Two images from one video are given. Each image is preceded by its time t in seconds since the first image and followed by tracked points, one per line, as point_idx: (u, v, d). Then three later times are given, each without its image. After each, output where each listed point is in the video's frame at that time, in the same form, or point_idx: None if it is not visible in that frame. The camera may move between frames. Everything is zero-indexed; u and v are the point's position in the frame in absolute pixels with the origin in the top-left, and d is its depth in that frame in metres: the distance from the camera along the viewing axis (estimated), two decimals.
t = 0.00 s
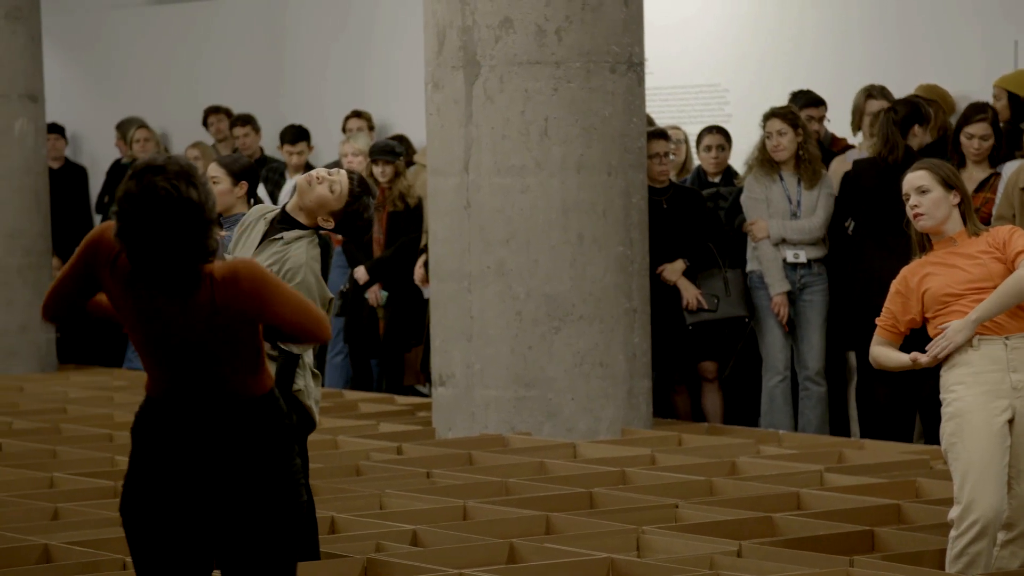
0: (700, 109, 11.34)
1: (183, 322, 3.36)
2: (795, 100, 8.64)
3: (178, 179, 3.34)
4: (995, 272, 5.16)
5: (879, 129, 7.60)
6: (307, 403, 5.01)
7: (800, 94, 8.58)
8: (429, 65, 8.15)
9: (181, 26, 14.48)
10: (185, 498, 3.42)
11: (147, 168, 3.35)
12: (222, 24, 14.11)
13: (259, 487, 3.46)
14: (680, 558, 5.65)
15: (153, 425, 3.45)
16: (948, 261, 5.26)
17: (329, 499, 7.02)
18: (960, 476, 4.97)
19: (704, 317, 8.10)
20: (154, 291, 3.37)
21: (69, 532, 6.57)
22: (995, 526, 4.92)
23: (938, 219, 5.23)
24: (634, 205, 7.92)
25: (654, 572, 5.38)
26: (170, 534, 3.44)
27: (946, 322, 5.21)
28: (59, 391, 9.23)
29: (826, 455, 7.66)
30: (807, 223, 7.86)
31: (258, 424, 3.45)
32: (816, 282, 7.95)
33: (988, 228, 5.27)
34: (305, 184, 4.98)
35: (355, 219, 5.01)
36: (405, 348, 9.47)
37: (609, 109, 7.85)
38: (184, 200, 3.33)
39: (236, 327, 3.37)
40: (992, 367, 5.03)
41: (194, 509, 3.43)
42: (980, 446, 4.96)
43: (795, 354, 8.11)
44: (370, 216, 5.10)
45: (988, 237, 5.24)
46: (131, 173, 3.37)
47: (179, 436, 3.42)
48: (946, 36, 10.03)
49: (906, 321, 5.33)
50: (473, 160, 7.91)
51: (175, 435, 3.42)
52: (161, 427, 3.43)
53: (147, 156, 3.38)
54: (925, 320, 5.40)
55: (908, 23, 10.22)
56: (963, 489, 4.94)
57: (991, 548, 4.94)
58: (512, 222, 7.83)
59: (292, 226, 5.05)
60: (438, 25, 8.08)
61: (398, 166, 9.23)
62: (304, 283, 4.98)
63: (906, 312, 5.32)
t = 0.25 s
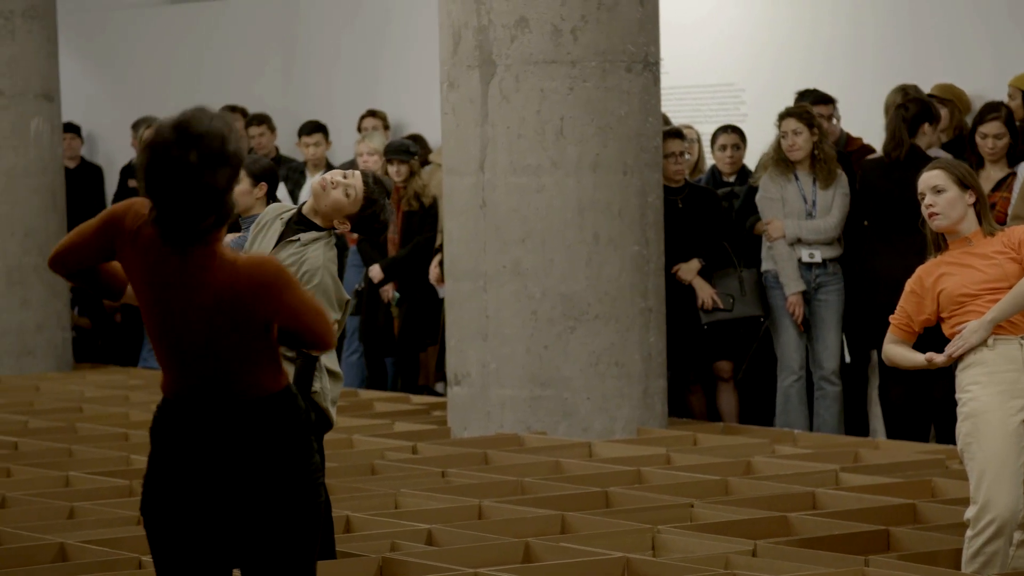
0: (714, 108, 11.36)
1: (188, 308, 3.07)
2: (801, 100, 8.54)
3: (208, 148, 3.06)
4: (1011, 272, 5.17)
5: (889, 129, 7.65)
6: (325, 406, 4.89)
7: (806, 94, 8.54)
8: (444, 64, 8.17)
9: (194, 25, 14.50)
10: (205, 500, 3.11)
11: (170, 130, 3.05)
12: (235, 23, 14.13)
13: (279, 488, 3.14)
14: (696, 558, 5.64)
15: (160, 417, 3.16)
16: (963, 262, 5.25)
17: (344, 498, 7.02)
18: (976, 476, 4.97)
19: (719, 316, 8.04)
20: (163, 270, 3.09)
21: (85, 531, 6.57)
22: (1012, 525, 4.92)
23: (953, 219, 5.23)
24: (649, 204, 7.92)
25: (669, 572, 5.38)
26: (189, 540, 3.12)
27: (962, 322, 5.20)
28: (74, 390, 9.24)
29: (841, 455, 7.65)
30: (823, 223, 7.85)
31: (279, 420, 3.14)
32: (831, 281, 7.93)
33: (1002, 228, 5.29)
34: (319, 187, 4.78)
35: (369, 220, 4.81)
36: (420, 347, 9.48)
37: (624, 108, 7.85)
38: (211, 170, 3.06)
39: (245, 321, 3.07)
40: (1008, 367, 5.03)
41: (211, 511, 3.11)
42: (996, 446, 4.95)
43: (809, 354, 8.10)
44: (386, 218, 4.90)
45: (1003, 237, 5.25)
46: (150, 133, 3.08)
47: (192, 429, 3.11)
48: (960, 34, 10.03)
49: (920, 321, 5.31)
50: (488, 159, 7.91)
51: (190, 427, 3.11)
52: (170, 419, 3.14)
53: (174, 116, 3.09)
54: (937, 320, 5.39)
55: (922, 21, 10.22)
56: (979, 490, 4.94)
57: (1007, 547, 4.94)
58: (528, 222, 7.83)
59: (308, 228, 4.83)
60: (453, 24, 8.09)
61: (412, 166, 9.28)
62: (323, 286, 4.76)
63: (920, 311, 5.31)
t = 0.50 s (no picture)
0: (731, 105, 11.34)
1: (221, 238, 3.10)
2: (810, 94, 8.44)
3: (235, 80, 3.09)
4: None
5: (907, 125, 7.63)
6: (339, 406, 4.91)
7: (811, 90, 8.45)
8: (459, 62, 8.16)
9: (209, 23, 14.50)
10: (205, 489, 3.10)
11: (197, 63, 3.10)
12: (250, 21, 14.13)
13: (282, 484, 3.11)
14: (711, 556, 5.63)
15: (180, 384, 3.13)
16: (977, 257, 5.24)
17: (359, 495, 7.02)
18: (992, 473, 4.95)
19: (735, 313, 7.99)
20: (192, 205, 3.12)
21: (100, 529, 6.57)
22: None
23: (966, 216, 5.23)
24: (664, 201, 7.92)
25: (683, 569, 5.36)
26: (190, 526, 3.12)
27: (978, 318, 5.19)
28: (90, 387, 9.27)
29: (857, 452, 7.64)
30: (838, 220, 7.83)
31: (283, 403, 3.12)
32: (845, 278, 7.92)
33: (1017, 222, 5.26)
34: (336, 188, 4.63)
35: (382, 219, 4.62)
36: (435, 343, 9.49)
37: (639, 105, 7.84)
38: (235, 100, 3.08)
39: (277, 242, 3.11)
40: None
41: (212, 496, 3.10)
42: (1012, 442, 4.93)
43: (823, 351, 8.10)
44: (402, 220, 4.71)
45: (1018, 232, 5.23)
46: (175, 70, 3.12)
47: (202, 403, 3.09)
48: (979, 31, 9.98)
49: (936, 317, 5.29)
50: (503, 156, 7.91)
51: (197, 405, 3.10)
52: (189, 386, 3.11)
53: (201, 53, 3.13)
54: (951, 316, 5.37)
55: (942, 18, 10.17)
56: (995, 487, 4.92)
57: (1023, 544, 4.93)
58: (543, 219, 7.82)
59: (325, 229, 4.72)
60: (468, 22, 8.09)
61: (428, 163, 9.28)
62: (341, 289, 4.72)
63: (936, 307, 5.29)
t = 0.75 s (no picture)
0: (743, 100, 11.34)
1: (245, 257, 3.22)
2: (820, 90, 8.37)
3: (251, 104, 3.23)
4: None
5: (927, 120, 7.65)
6: (353, 404, 4.99)
7: (822, 86, 8.37)
8: (472, 57, 8.16)
9: (222, 20, 14.52)
10: (210, 495, 3.20)
11: (213, 87, 3.23)
12: (262, 18, 14.13)
13: (283, 485, 3.21)
14: (724, 550, 5.61)
15: (191, 400, 3.22)
16: (992, 250, 5.22)
17: (372, 491, 7.02)
18: (1006, 466, 4.97)
19: (748, 308, 8.02)
20: (214, 225, 3.24)
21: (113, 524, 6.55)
22: None
23: (975, 216, 5.23)
24: (677, 196, 7.91)
25: (698, 564, 5.33)
26: (198, 532, 3.22)
27: (992, 311, 5.18)
28: (103, 383, 9.27)
29: (870, 447, 7.63)
30: (852, 214, 7.83)
31: (286, 412, 3.22)
32: (859, 273, 7.92)
33: None
34: (343, 189, 4.69)
35: (397, 214, 4.71)
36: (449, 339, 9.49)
37: (652, 100, 7.84)
38: (250, 126, 3.23)
39: (297, 258, 3.24)
40: None
41: (194, 529, 3.22)
42: None
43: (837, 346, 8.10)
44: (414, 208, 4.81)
45: None
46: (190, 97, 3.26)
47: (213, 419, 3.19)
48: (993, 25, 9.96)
49: (953, 310, 5.30)
50: (516, 151, 7.91)
51: (206, 419, 3.19)
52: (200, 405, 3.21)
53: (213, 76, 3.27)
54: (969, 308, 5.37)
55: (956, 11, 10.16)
56: (1009, 480, 4.94)
57: None
58: (555, 214, 7.82)
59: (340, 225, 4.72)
60: (481, 18, 8.09)
61: (443, 158, 9.27)
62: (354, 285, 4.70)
63: (952, 301, 5.29)
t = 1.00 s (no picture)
0: (758, 96, 11.33)
1: (263, 252, 3.28)
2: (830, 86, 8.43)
3: (261, 109, 3.29)
4: None
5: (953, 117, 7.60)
6: (365, 400, 4.99)
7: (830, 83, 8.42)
8: (486, 53, 8.16)
9: (235, 15, 14.52)
10: (221, 491, 3.24)
11: (224, 94, 3.28)
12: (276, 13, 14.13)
13: (288, 478, 3.24)
14: (738, 547, 5.59)
15: (199, 395, 3.27)
16: (1005, 246, 5.20)
17: (385, 487, 7.02)
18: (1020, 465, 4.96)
19: (761, 305, 8.02)
20: (229, 225, 3.30)
21: (129, 519, 6.56)
22: None
23: (985, 212, 5.25)
24: (691, 192, 7.90)
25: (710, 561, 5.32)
26: (204, 521, 3.26)
27: (1007, 308, 5.15)
28: (118, 378, 9.28)
29: (884, 443, 7.62)
30: (867, 211, 7.81)
31: (290, 406, 3.26)
32: (873, 269, 7.91)
33: None
34: (348, 193, 4.70)
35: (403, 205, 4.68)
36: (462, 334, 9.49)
37: (666, 96, 7.83)
38: (262, 131, 3.28)
39: (303, 258, 3.32)
40: None
41: (200, 520, 3.26)
42: None
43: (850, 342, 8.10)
44: (424, 197, 4.77)
45: None
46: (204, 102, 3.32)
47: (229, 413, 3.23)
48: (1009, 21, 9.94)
49: (968, 307, 5.26)
50: (530, 147, 7.90)
51: (218, 416, 3.24)
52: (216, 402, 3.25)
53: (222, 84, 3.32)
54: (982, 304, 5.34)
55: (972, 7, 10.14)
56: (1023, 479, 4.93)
57: None
58: (569, 210, 7.82)
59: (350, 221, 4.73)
60: (494, 13, 8.08)
61: (456, 153, 9.35)
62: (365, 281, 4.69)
63: (967, 297, 5.25)
